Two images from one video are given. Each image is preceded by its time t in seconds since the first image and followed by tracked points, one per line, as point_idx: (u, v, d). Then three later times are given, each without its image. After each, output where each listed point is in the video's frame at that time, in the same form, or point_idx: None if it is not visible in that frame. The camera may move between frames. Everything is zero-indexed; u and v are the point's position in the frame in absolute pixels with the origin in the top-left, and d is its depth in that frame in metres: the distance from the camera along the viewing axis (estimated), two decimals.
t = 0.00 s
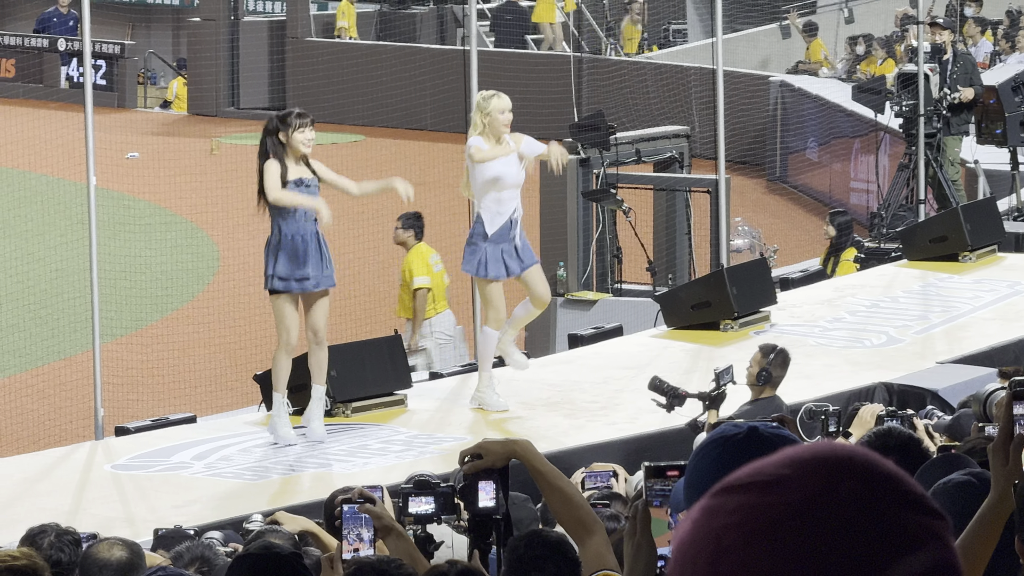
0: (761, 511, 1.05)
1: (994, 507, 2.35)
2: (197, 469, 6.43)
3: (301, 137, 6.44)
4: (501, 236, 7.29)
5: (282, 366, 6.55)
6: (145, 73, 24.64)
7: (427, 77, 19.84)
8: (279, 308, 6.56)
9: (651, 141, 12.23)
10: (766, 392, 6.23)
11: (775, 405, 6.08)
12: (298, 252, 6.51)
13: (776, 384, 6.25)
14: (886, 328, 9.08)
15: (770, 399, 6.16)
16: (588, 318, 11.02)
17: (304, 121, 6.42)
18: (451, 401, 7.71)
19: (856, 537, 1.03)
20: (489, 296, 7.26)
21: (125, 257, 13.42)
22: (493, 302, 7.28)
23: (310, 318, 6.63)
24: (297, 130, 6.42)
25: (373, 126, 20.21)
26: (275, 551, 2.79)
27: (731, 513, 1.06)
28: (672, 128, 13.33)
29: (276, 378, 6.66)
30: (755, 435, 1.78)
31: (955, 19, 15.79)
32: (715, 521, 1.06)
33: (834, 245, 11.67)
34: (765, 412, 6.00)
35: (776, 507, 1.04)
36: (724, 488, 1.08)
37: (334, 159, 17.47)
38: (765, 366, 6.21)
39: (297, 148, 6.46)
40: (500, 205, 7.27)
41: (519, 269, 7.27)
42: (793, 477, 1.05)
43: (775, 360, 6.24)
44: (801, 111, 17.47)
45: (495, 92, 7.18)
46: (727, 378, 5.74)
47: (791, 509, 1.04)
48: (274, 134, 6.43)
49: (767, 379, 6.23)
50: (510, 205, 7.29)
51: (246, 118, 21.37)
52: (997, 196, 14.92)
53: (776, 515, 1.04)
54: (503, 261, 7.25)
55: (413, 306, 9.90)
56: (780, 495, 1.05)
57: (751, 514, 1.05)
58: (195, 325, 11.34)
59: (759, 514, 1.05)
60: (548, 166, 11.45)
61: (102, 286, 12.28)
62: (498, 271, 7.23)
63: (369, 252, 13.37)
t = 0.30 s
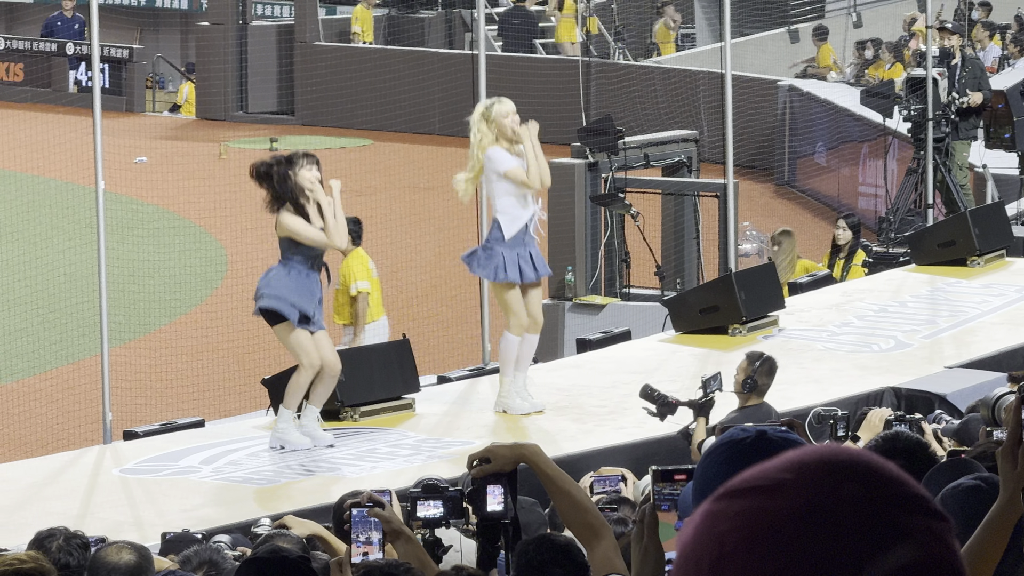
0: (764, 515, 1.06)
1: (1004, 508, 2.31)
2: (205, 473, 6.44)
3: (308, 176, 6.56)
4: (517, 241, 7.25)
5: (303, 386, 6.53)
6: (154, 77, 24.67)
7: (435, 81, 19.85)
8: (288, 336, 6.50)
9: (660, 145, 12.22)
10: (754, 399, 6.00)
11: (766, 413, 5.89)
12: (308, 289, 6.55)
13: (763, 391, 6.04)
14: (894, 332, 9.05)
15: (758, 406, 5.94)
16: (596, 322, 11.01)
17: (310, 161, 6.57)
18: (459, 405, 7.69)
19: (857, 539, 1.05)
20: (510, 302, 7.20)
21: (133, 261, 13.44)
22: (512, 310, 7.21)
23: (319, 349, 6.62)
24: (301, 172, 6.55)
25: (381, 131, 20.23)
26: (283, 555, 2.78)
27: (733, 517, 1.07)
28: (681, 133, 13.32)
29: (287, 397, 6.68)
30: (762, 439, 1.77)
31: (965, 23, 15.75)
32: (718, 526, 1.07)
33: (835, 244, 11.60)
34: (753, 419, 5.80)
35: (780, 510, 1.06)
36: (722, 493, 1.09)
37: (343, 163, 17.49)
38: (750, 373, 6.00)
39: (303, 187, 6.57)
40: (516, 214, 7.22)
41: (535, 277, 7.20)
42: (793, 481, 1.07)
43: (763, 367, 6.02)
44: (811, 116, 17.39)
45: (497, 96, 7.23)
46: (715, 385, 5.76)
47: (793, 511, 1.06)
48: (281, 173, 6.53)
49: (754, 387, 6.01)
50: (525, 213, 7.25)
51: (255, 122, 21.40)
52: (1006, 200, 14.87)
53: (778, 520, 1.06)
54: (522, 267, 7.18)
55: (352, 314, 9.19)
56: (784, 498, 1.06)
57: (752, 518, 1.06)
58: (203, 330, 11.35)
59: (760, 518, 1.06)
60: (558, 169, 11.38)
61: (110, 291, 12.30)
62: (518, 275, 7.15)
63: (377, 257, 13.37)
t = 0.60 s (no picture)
0: (772, 516, 1.05)
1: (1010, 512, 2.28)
2: (213, 476, 6.43)
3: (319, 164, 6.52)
4: (526, 257, 7.30)
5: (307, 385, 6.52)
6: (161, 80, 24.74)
7: (443, 84, 19.86)
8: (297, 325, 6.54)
9: (667, 148, 12.22)
10: (735, 409, 5.87)
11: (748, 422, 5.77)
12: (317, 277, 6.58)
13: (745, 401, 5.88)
14: (901, 335, 9.01)
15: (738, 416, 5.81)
16: (602, 325, 11.02)
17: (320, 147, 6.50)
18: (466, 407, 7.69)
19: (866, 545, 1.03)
20: (524, 314, 7.23)
21: (140, 264, 13.46)
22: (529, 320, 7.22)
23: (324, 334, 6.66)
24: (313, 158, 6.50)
25: (388, 133, 20.26)
26: (291, 556, 2.78)
27: (741, 519, 1.06)
28: (688, 135, 13.31)
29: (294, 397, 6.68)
30: (770, 443, 1.77)
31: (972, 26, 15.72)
32: (725, 528, 1.06)
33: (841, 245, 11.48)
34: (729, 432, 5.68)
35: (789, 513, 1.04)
36: (729, 494, 1.08)
37: (350, 165, 17.52)
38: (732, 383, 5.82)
39: (315, 175, 6.53)
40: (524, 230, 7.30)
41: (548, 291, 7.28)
42: (800, 483, 1.06)
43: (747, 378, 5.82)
44: (818, 118, 17.38)
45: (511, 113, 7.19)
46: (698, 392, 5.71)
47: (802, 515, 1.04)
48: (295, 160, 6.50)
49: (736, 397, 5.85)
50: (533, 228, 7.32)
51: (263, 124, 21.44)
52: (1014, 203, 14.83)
53: (787, 522, 1.04)
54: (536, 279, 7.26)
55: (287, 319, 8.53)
56: (792, 501, 1.05)
57: (759, 520, 1.05)
58: (211, 331, 11.36)
59: (768, 520, 1.05)
60: (566, 172, 11.45)
61: (118, 293, 12.32)
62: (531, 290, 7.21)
63: (385, 259, 13.37)
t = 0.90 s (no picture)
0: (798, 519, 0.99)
1: None
2: (218, 475, 6.43)
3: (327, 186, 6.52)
4: (536, 266, 7.25)
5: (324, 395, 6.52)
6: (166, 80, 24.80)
7: (449, 84, 19.85)
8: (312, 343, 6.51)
9: (673, 147, 12.21)
10: (720, 412, 5.73)
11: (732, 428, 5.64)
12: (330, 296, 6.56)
13: (729, 406, 5.72)
14: (907, 335, 8.99)
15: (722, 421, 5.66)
16: (606, 325, 11.01)
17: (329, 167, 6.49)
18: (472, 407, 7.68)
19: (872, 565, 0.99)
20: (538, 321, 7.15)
21: (146, 264, 13.47)
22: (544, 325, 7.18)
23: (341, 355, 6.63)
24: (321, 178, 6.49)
25: (393, 133, 20.27)
26: (297, 556, 2.77)
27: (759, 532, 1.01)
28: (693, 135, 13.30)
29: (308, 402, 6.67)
30: (773, 440, 1.75)
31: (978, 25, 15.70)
32: (778, 510, 1.01)
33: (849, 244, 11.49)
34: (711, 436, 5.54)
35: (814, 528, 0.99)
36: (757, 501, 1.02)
37: (355, 164, 17.53)
38: (717, 388, 5.67)
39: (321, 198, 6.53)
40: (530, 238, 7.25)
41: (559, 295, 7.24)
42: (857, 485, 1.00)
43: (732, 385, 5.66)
44: (824, 118, 17.37)
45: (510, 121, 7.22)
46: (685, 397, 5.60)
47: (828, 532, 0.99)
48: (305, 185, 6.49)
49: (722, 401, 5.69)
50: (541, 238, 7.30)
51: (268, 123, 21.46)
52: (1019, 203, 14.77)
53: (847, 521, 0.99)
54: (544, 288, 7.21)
55: (218, 312, 8.51)
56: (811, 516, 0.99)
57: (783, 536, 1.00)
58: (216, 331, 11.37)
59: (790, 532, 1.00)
60: (570, 172, 11.39)
61: (123, 293, 12.33)
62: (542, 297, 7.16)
63: (389, 259, 13.37)
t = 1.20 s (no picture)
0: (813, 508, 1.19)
1: None
2: (222, 473, 6.43)
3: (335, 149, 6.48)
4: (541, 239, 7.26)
5: (319, 363, 6.50)
6: (170, 78, 24.80)
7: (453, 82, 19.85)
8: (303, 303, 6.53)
9: (677, 145, 12.22)
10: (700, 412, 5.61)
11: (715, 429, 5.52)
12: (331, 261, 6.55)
13: (709, 407, 5.60)
14: (911, 332, 8.98)
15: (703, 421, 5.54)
16: (612, 323, 10.99)
17: (333, 130, 6.45)
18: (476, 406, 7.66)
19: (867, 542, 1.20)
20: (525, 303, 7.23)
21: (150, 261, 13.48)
22: (526, 314, 7.24)
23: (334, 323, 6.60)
24: (325, 141, 6.45)
25: (397, 131, 20.27)
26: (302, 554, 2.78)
27: (788, 522, 1.20)
28: (698, 133, 13.27)
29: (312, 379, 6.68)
30: (777, 439, 1.74)
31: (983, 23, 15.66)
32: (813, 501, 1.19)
33: (853, 241, 11.45)
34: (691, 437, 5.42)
35: (824, 516, 1.20)
36: (780, 496, 1.19)
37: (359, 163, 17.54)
38: (695, 388, 5.58)
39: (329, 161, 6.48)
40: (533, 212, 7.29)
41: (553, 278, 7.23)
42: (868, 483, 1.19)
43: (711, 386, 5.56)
44: (828, 116, 17.36)
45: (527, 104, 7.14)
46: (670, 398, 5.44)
47: (834, 518, 1.20)
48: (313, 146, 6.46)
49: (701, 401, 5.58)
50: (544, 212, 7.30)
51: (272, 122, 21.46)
52: None
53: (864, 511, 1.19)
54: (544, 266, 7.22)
55: (147, 319, 8.41)
56: (831, 504, 1.19)
57: (804, 524, 1.20)
58: (220, 329, 11.38)
59: (810, 521, 1.20)
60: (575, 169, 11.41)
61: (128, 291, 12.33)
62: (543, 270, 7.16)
63: (394, 258, 13.36)
